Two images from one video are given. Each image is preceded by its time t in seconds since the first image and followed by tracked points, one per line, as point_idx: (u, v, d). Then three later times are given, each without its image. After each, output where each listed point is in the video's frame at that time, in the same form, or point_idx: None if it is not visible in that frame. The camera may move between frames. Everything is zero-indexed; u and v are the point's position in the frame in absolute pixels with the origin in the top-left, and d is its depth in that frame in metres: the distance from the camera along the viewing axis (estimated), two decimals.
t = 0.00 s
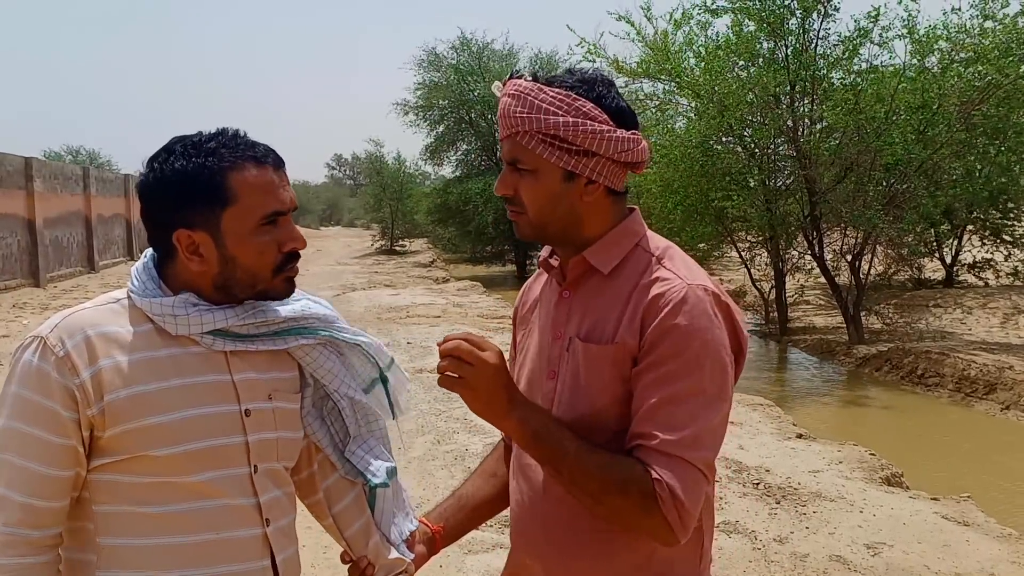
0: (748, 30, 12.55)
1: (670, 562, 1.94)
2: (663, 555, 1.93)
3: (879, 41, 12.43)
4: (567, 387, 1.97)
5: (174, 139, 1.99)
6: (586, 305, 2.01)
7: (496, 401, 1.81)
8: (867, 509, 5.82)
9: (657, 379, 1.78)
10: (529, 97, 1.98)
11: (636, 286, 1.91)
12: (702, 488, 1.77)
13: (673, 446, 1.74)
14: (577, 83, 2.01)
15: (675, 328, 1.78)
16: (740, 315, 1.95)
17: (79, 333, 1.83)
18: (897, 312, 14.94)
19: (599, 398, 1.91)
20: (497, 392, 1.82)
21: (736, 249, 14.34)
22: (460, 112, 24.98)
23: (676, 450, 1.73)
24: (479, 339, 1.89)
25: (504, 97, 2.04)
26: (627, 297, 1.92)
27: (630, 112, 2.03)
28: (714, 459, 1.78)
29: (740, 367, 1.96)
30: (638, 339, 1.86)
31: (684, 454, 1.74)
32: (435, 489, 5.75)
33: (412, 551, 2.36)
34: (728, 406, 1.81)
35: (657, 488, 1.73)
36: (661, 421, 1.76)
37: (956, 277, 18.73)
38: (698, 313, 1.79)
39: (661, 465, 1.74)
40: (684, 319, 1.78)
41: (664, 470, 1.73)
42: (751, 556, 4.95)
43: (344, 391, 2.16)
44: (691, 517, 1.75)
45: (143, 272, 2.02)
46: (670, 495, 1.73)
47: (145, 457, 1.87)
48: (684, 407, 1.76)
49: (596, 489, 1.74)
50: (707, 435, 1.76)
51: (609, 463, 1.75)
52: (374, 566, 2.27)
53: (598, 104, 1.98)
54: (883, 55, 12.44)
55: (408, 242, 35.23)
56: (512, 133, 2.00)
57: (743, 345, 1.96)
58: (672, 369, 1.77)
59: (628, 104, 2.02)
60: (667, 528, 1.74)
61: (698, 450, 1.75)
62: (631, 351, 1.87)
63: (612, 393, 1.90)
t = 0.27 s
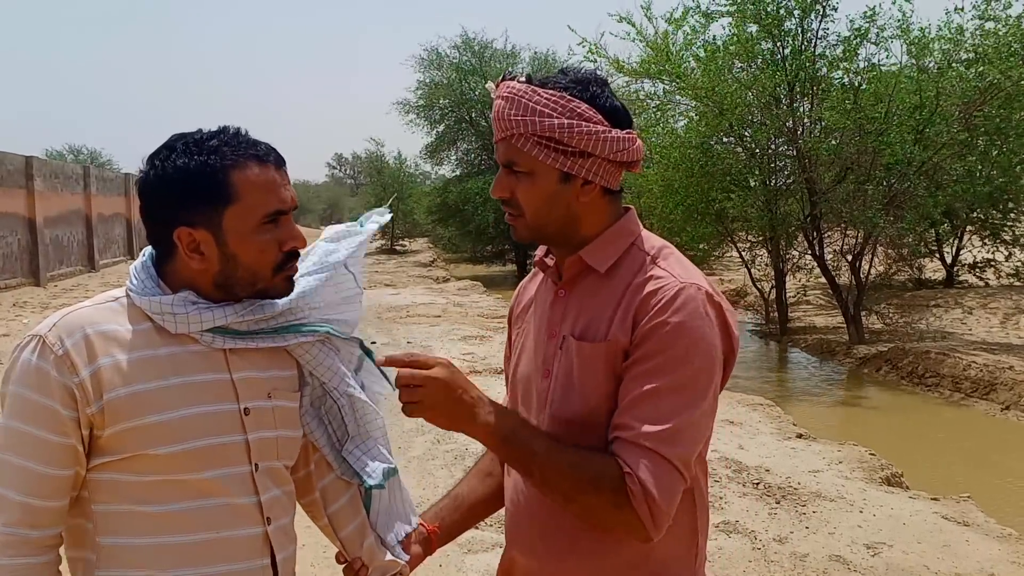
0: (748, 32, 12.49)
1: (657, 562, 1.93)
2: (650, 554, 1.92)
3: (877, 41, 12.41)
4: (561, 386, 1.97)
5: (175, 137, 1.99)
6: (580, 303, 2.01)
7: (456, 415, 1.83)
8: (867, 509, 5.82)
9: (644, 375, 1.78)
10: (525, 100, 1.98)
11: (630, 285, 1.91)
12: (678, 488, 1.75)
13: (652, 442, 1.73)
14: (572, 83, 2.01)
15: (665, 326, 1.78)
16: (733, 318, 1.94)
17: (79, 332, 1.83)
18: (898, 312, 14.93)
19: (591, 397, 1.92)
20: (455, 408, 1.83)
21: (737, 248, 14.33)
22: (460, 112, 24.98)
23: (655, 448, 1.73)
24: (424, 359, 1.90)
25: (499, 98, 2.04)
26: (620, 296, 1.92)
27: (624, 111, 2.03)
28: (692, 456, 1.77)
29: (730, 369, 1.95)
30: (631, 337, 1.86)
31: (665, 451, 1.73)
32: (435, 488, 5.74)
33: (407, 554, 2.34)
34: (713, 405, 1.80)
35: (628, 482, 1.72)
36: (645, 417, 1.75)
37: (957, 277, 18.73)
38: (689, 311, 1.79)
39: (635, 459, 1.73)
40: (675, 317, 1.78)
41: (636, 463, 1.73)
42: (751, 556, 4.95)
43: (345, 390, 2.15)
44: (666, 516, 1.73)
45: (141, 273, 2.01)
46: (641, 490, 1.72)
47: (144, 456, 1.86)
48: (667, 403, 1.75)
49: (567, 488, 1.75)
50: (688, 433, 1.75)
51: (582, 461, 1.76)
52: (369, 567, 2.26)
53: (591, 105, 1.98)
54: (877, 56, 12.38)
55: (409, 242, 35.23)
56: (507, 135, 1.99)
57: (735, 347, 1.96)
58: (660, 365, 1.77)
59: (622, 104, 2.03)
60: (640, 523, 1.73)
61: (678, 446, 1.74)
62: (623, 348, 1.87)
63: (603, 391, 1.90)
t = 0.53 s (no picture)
0: (749, 32, 12.52)
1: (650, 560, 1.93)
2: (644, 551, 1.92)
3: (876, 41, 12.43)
4: (562, 381, 1.97)
5: (175, 134, 1.99)
6: (580, 301, 2.02)
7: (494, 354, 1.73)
8: (868, 508, 5.81)
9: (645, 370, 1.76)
10: (527, 107, 1.96)
11: (632, 283, 1.91)
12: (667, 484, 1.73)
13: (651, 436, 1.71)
14: (576, 90, 1.99)
15: (669, 325, 1.78)
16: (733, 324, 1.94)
17: (78, 330, 1.83)
18: (899, 311, 14.91)
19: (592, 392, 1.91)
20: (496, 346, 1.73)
21: (737, 248, 14.34)
22: (461, 111, 24.98)
23: (651, 441, 1.71)
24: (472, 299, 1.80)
25: (502, 102, 2.03)
26: (621, 292, 1.93)
27: (629, 117, 2.01)
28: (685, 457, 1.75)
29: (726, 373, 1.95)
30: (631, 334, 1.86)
31: (662, 447, 1.72)
32: (436, 487, 5.75)
33: (408, 549, 2.35)
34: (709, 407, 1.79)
35: (629, 474, 1.69)
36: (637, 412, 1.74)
37: (958, 277, 18.72)
38: (692, 313, 1.78)
39: (636, 453, 1.70)
40: (678, 316, 1.78)
41: (638, 457, 1.70)
42: (751, 555, 4.95)
43: (344, 389, 2.15)
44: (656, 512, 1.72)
45: (140, 270, 2.01)
46: (641, 484, 1.69)
47: (143, 455, 1.86)
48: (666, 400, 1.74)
49: (568, 465, 1.67)
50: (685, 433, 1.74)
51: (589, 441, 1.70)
52: (369, 566, 2.26)
53: (594, 113, 1.96)
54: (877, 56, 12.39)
55: (410, 241, 35.25)
56: (508, 140, 1.99)
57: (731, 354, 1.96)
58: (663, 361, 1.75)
59: (627, 108, 2.00)
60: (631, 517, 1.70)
61: (676, 443, 1.73)
62: (621, 345, 1.87)
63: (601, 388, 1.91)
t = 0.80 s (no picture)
0: (749, 33, 12.52)
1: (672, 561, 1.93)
2: (665, 552, 1.92)
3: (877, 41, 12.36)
4: (575, 387, 1.96)
5: (174, 133, 1.98)
6: (590, 304, 2.01)
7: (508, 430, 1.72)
8: (869, 508, 5.80)
9: (662, 377, 1.76)
10: (528, 111, 1.96)
11: (644, 287, 1.90)
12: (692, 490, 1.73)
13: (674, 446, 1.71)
14: (575, 90, 1.98)
15: (683, 330, 1.77)
16: (743, 316, 1.94)
17: (78, 330, 1.83)
18: (900, 310, 14.90)
19: (606, 399, 1.91)
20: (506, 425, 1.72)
21: (739, 247, 14.31)
22: (462, 111, 24.98)
23: (674, 450, 1.70)
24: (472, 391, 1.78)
25: (501, 107, 2.02)
26: (634, 296, 1.92)
27: (631, 114, 2.00)
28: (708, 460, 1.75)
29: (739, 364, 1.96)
30: (645, 339, 1.85)
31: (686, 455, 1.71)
32: (437, 486, 5.75)
33: (416, 545, 2.33)
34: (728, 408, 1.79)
35: (658, 489, 1.69)
36: (657, 420, 1.73)
37: (959, 276, 18.69)
38: (705, 315, 1.78)
39: (660, 465, 1.70)
40: (692, 321, 1.77)
41: (664, 470, 1.70)
42: (753, 554, 4.94)
43: (346, 388, 2.16)
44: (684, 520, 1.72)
45: (139, 270, 2.00)
46: (670, 496, 1.69)
47: (144, 455, 1.86)
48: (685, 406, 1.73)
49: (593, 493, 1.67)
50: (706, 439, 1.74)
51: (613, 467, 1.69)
52: (378, 561, 2.25)
53: (598, 112, 1.95)
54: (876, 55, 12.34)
55: (411, 241, 35.24)
56: (511, 146, 1.99)
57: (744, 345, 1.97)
58: (679, 367, 1.75)
59: (629, 106, 1.99)
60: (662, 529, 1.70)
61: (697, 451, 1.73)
62: (636, 350, 1.86)
63: (616, 393, 1.90)
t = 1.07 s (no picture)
0: (750, 35, 12.50)
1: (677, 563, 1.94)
2: (672, 554, 1.93)
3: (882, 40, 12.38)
4: (579, 390, 1.96)
5: (178, 130, 1.98)
6: (595, 305, 2.01)
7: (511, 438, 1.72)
8: (870, 508, 5.80)
9: (668, 382, 1.77)
10: (541, 102, 1.96)
11: (649, 289, 1.90)
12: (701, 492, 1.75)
13: (681, 451, 1.72)
14: (589, 84, 1.99)
15: (689, 334, 1.77)
16: (748, 314, 1.95)
17: (82, 327, 1.83)
18: (902, 310, 14.89)
19: (612, 402, 1.91)
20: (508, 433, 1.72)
21: (740, 247, 14.28)
22: (463, 110, 25.01)
23: (681, 455, 1.72)
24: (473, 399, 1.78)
25: (512, 100, 2.02)
26: (640, 298, 1.91)
27: (642, 112, 2.02)
28: (716, 463, 1.77)
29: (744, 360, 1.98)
30: (650, 341, 1.85)
31: (694, 460, 1.73)
32: (438, 485, 5.75)
33: (416, 548, 2.32)
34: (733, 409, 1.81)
35: (667, 497, 1.70)
36: (665, 424, 1.74)
37: (961, 276, 18.68)
38: (711, 318, 1.79)
39: (668, 471, 1.71)
40: (698, 324, 1.78)
41: (672, 476, 1.71)
42: (754, 554, 4.94)
43: (351, 387, 2.16)
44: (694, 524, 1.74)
45: (142, 267, 2.00)
46: (680, 502, 1.70)
47: (147, 454, 1.86)
48: (692, 411, 1.75)
49: (601, 505, 1.69)
50: (713, 442, 1.76)
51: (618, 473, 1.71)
52: (376, 563, 2.25)
53: (611, 108, 1.96)
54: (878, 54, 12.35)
55: (413, 240, 35.25)
56: (521, 137, 1.98)
57: (749, 342, 1.98)
58: (686, 372, 1.76)
59: (640, 104, 2.01)
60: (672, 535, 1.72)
61: (705, 455, 1.74)
62: (643, 352, 1.86)
63: (622, 395, 1.90)
